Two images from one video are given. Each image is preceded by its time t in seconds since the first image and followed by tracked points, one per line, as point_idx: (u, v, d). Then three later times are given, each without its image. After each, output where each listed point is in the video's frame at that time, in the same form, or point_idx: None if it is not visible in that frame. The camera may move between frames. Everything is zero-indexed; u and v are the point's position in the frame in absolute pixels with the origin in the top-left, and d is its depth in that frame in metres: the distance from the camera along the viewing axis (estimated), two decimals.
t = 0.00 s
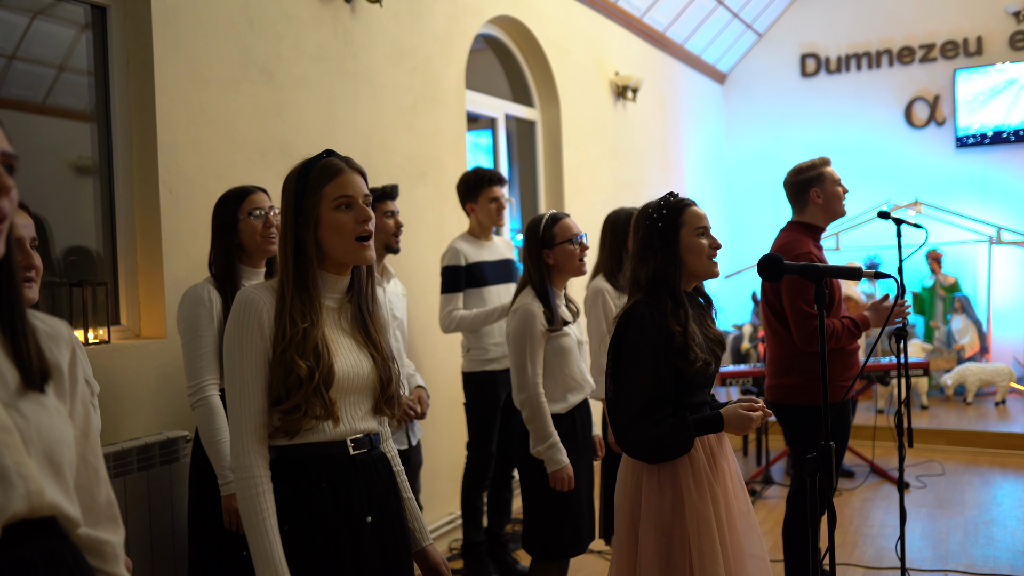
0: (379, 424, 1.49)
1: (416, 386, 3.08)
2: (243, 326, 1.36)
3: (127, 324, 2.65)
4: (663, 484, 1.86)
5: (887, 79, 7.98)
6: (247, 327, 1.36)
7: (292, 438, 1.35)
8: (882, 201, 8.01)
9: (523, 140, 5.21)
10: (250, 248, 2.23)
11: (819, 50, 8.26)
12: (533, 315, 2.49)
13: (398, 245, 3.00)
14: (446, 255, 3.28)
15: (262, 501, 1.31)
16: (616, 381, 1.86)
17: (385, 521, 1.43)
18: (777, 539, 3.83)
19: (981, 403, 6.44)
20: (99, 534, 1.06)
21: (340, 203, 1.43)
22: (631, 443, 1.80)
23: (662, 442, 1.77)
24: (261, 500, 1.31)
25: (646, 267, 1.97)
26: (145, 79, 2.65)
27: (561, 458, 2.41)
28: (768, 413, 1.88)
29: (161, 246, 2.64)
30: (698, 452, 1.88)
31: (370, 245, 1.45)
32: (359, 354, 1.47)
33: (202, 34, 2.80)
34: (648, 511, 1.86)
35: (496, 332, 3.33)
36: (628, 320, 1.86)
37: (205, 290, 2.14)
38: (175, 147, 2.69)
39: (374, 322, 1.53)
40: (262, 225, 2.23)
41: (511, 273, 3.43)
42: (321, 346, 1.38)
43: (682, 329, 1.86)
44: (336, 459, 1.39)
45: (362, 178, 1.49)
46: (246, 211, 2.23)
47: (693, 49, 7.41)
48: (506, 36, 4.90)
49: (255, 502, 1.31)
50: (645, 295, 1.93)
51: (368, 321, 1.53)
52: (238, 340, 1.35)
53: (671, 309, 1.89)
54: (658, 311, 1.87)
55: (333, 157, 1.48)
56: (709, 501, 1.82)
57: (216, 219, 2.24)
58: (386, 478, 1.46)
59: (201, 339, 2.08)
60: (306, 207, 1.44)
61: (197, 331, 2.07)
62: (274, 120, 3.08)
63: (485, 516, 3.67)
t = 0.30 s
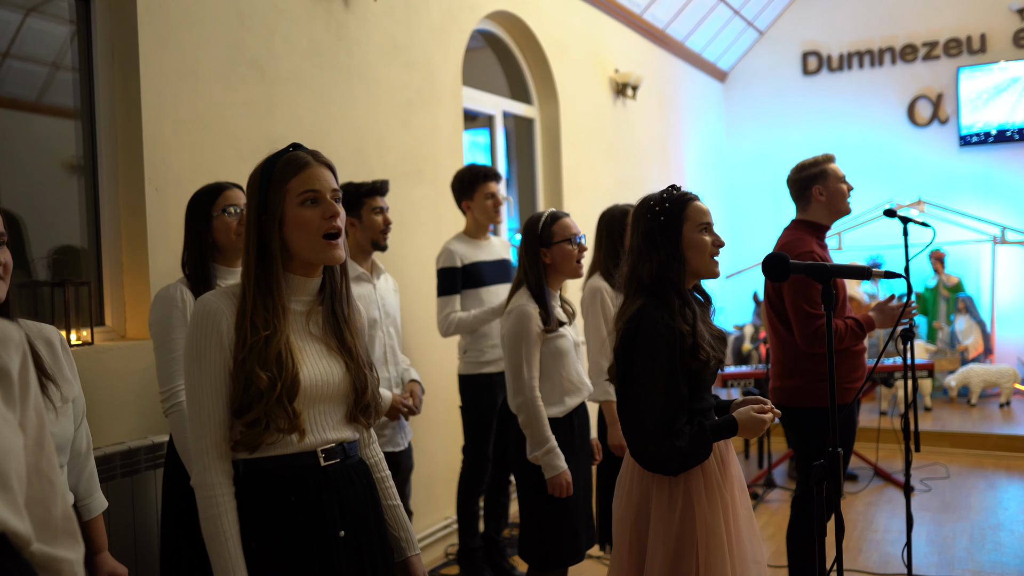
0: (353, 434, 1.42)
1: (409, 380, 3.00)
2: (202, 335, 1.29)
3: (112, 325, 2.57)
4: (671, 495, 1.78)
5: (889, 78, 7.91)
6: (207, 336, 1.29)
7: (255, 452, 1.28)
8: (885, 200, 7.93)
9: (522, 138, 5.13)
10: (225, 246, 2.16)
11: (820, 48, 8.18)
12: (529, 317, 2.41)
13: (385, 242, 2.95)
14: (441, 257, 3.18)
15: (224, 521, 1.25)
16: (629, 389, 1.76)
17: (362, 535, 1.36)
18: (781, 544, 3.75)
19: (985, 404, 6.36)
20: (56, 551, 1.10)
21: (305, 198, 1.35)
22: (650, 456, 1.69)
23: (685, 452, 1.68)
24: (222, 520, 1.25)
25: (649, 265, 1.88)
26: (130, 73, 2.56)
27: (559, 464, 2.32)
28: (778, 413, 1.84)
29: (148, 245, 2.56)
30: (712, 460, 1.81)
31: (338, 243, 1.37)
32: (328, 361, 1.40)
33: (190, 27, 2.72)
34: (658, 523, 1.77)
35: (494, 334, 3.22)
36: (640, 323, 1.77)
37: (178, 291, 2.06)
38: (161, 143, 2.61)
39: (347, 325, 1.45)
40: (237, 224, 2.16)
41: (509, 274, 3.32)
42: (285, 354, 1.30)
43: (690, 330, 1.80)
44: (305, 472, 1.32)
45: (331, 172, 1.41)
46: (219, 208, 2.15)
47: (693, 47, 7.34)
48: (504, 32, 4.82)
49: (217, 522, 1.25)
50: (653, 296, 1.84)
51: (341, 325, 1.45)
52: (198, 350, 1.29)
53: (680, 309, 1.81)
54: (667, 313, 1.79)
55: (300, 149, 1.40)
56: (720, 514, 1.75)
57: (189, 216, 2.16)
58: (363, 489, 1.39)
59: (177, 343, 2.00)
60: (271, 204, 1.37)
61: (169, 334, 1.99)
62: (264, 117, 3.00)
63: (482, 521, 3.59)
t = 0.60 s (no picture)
0: (325, 443, 1.36)
1: (410, 378, 2.96)
2: (155, 343, 1.21)
3: (99, 326, 2.49)
4: (687, 512, 1.73)
5: (893, 75, 7.83)
6: (160, 345, 1.21)
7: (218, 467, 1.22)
8: (889, 199, 7.85)
9: (521, 135, 5.06)
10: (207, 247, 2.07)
11: (823, 46, 8.11)
12: (530, 316, 2.34)
13: (382, 239, 2.87)
14: (437, 260, 3.10)
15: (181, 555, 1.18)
16: (644, 400, 1.68)
17: (344, 547, 1.31)
18: (786, 549, 3.67)
19: (990, 406, 6.29)
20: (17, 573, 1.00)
21: (263, 188, 1.29)
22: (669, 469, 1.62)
23: (705, 463, 1.62)
24: (179, 554, 1.18)
25: (653, 264, 1.80)
26: (117, 67, 2.49)
27: (560, 469, 2.25)
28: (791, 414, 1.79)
29: (136, 244, 2.49)
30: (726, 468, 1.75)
31: (299, 237, 1.32)
32: (295, 366, 1.34)
33: (180, 20, 2.64)
34: (676, 541, 1.72)
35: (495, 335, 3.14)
36: (652, 331, 1.70)
37: (156, 293, 1.98)
38: (150, 140, 2.53)
39: (312, 326, 1.40)
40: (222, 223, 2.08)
41: (508, 274, 3.24)
42: (248, 360, 1.24)
43: (702, 332, 1.75)
44: (282, 481, 1.26)
45: (290, 163, 1.35)
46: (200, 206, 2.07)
47: (695, 44, 7.27)
48: (503, 28, 4.75)
49: (173, 557, 1.17)
50: (661, 301, 1.77)
51: (304, 327, 1.39)
52: (150, 359, 1.21)
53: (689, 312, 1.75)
54: (677, 317, 1.73)
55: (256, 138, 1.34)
56: (739, 528, 1.72)
57: (169, 213, 2.07)
58: (343, 500, 1.33)
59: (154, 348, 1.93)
60: (225, 196, 1.30)
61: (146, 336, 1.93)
62: (257, 112, 2.92)
63: (480, 525, 3.51)
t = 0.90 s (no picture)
0: (296, 458, 1.32)
1: (411, 381, 2.87)
2: (111, 359, 1.14)
3: (86, 330, 2.38)
4: (697, 528, 1.65)
5: (898, 74, 7.75)
6: (117, 361, 1.14)
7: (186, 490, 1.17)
8: (894, 199, 7.77)
9: (522, 134, 4.97)
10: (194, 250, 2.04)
11: (827, 44, 8.04)
12: (531, 321, 2.25)
13: (379, 239, 2.78)
14: (436, 263, 3.02)
15: None
16: (657, 411, 1.60)
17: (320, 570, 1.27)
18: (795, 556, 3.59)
19: (998, 409, 6.21)
20: None
21: (221, 186, 1.24)
22: (682, 485, 1.54)
23: (720, 479, 1.54)
24: None
25: (666, 269, 1.72)
26: (106, 63, 2.39)
27: (563, 478, 2.16)
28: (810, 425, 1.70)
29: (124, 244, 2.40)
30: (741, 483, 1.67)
31: (261, 237, 1.27)
32: (264, 376, 1.29)
33: (171, 14, 2.55)
34: (687, 559, 1.64)
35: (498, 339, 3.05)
36: (666, 339, 1.62)
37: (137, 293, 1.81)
38: (139, 138, 2.44)
39: (278, 332, 1.35)
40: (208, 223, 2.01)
41: (509, 276, 3.15)
42: (214, 374, 1.19)
43: (717, 343, 1.68)
44: (255, 504, 1.22)
45: (248, 156, 1.30)
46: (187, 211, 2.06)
47: (698, 42, 7.18)
48: (503, 24, 4.66)
49: None
50: (673, 308, 1.69)
51: (270, 333, 1.34)
52: (106, 376, 1.14)
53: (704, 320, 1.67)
54: (692, 325, 1.65)
55: (209, 129, 1.28)
56: (753, 546, 1.65)
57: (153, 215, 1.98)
58: (316, 520, 1.29)
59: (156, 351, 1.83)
60: (179, 195, 1.24)
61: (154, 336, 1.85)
62: (251, 109, 2.84)
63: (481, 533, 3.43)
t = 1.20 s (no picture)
0: (270, 475, 1.25)
1: (415, 379, 2.73)
2: (63, 374, 1.08)
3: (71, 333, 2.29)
4: (704, 541, 1.57)
5: (902, 72, 7.67)
6: (71, 377, 1.08)
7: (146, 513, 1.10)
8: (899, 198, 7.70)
9: (523, 132, 4.90)
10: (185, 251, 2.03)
11: (830, 41, 8.06)
12: (531, 322, 2.18)
13: (381, 237, 2.68)
14: (434, 264, 2.94)
15: None
16: (663, 417, 1.53)
17: None
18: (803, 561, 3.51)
19: (1004, 411, 6.14)
20: None
21: (182, 188, 1.17)
22: (689, 496, 1.46)
23: (728, 489, 1.46)
24: None
25: (671, 270, 1.65)
26: (93, 56, 2.30)
27: (564, 486, 2.08)
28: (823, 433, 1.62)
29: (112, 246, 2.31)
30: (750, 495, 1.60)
31: (229, 242, 1.20)
32: (234, 389, 1.22)
33: (161, 7, 2.46)
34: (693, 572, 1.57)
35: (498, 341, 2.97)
36: (674, 341, 1.54)
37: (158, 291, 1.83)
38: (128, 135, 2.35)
39: (252, 340, 1.28)
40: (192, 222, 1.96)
41: (510, 276, 3.07)
42: (174, 391, 1.12)
43: (726, 345, 1.59)
44: (216, 528, 1.15)
45: (214, 153, 1.23)
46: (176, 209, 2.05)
47: (700, 39, 7.11)
48: (503, 20, 4.57)
49: None
50: (680, 311, 1.61)
51: (242, 340, 1.27)
52: (58, 392, 1.08)
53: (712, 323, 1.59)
54: (700, 327, 1.57)
55: (171, 125, 1.20)
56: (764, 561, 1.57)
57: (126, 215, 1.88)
58: (288, 543, 1.22)
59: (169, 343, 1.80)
60: (138, 197, 1.17)
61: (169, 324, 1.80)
62: (245, 105, 2.75)
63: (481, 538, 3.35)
